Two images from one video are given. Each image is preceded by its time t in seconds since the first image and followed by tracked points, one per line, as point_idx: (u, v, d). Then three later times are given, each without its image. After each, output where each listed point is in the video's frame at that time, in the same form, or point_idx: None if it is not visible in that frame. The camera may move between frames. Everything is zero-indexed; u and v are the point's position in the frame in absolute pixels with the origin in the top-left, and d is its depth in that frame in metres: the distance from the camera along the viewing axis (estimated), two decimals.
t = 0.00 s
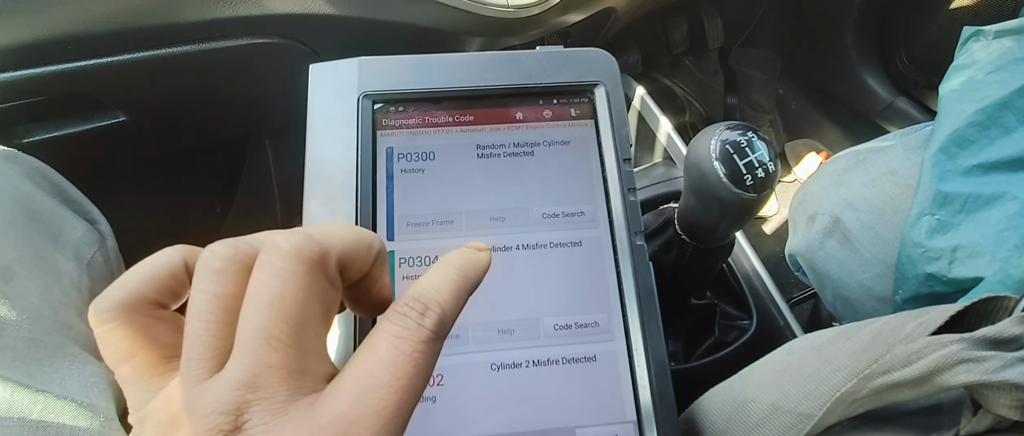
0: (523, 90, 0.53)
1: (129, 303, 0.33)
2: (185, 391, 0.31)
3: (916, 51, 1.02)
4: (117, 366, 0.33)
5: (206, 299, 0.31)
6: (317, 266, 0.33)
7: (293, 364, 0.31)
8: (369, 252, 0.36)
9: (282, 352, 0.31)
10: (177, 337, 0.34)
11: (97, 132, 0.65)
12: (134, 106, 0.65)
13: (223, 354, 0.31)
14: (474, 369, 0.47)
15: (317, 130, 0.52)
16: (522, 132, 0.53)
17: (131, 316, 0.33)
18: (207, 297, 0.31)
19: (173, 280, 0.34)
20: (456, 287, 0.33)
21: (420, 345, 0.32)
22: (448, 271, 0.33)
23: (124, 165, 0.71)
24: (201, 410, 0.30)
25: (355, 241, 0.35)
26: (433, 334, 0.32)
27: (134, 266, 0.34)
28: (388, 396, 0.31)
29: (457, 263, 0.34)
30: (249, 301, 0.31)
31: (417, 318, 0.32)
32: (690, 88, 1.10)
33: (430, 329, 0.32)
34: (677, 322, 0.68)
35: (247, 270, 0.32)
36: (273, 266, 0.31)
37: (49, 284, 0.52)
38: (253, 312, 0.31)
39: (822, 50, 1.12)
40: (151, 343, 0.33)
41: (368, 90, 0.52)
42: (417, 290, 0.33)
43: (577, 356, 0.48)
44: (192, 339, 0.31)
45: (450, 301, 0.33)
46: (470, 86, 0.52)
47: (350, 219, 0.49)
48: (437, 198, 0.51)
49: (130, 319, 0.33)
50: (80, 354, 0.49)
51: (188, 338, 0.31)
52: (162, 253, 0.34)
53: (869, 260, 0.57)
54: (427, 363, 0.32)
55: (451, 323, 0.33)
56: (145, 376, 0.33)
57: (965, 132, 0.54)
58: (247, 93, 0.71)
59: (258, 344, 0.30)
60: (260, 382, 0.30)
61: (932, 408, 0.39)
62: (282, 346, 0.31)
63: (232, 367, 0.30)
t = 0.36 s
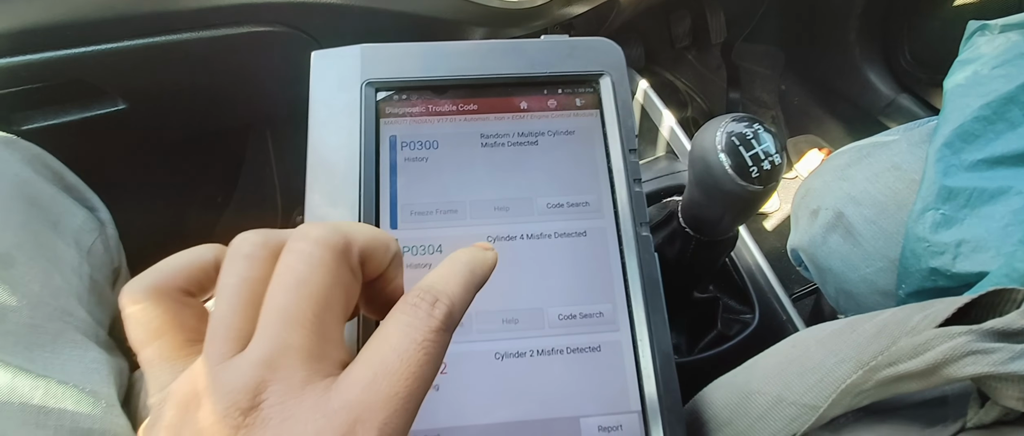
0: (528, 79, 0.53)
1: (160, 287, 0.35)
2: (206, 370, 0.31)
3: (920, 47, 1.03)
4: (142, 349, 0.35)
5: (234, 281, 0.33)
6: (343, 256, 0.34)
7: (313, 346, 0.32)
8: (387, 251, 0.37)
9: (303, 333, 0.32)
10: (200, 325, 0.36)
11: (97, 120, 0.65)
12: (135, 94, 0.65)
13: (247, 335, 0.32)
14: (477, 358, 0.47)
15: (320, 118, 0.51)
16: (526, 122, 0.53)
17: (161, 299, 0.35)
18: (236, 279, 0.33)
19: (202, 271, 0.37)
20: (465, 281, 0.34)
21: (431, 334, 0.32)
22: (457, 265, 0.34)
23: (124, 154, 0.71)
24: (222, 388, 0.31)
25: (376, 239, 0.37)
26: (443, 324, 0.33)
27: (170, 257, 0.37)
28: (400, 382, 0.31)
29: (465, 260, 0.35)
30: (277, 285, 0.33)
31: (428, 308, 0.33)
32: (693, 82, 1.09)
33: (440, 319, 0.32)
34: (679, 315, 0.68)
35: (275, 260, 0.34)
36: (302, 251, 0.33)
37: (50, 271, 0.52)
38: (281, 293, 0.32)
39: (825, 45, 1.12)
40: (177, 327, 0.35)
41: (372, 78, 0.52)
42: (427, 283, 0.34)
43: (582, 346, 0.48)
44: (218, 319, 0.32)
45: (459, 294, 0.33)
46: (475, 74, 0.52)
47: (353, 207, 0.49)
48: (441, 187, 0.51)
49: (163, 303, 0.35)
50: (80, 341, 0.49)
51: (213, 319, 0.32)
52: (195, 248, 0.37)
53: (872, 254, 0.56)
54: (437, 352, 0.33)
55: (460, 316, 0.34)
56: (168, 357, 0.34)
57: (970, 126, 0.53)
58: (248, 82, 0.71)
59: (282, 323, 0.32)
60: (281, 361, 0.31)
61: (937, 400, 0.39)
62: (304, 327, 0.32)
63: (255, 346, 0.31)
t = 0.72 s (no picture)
0: (537, 76, 0.53)
1: (201, 266, 0.36)
2: (238, 348, 0.32)
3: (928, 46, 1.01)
4: (173, 326, 0.35)
5: (276, 259, 0.34)
6: (378, 244, 0.35)
7: (345, 327, 0.32)
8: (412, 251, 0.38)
9: (336, 314, 0.32)
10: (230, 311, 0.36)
11: (110, 117, 0.66)
12: (148, 91, 0.66)
13: (279, 317, 0.33)
14: (485, 353, 0.48)
15: (331, 114, 0.52)
16: (535, 119, 0.53)
17: (200, 279, 0.35)
18: (278, 258, 0.34)
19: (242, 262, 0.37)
20: (487, 273, 0.34)
21: (454, 325, 0.32)
22: (480, 257, 0.34)
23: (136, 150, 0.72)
24: (254, 365, 0.31)
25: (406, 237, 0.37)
26: (467, 316, 0.33)
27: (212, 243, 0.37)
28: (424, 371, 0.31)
29: (488, 251, 0.35)
30: (314, 265, 0.33)
31: (452, 299, 0.33)
32: (699, 83, 1.09)
33: (464, 311, 0.33)
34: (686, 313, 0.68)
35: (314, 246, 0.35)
36: (341, 235, 0.34)
37: (66, 265, 0.52)
38: (318, 275, 0.33)
39: (833, 44, 1.12)
40: (211, 308, 0.35)
41: (383, 75, 0.52)
42: (451, 274, 0.34)
43: (589, 342, 0.49)
44: (255, 298, 0.33)
45: (482, 286, 0.34)
46: (485, 71, 0.53)
47: (364, 202, 0.49)
48: (450, 185, 0.51)
49: (198, 283, 0.35)
50: (94, 334, 0.50)
51: (250, 300, 0.33)
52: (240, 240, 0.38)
53: (878, 253, 0.56)
54: (460, 343, 0.33)
55: (482, 308, 0.34)
56: (196, 338, 0.34)
57: (978, 125, 0.54)
58: (258, 79, 0.71)
59: (316, 302, 0.32)
60: (312, 341, 0.32)
61: (943, 397, 0.39)
62: (336, 307, 0.33)
63: (289, 326, 0.32)
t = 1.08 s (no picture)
0: (534, 78, 0.53)
1: (201, 258, 0.33)
2: (240, 343, 0.31)
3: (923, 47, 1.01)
4: (172, 318, 0.33)
5: (274, 256, 0.32)
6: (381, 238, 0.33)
7: (348, 326, 0.31)
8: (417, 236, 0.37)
9: (339, 312, 0.31)
10: (229, 302, 0.34)
11: (103, 118, 0.66)
12: (141, 92, 0.65)
13: (282, 315, 0.32)
14: (481, 356, 0.47)
15: (326, 115, 0.52)
16: (531, 121, 0.53)
17: (200, 273, 0.33)
18: (276, 254, 0.32)
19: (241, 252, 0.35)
20: (505, 275, 0.33)
21: (469, 330, 0.32)
22: (499, 258, 0.33)
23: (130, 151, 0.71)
24: (257, 364, 0.30)
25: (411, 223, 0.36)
26: (483, 320, 0.32)
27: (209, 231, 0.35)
28: (432, 377, 0.31)
29: (507, 249, 0.34)
30: (315, 261, 0.32)
31: (469, 303, 0.32)
32: (696, 84, 1.09)
33: (480, 316, 0.32)
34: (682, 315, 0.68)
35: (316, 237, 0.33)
36: (342, 231, 0.32)
37: (57, 267, 0.52)
38: (320, 273, 0.31)
39: (830, 46, 1.12)
40: (211, 302, 0.33)
41: (378, 76, 0.52)
42: (469, 274, 0.33)
43: (585, 344, 0.48)
44: (255, 294, 0.32)
45: (500, 290, 0.33)
46: (481, 73, 0.52)
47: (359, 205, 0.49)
48: (447, 187, 0.51)
49: (199, 277, 0.33)
50: (86, 337, 0.50)
51: (252, 296, 0.32)
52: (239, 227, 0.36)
53: (872, 254, 0.56)
54: (472, 347, 0.32)
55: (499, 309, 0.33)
56: (199, 330, 0.33)
57: (973, 127, 0.54)
58: (254, 81, 0.71)
59: (321, 300, 0.31)
60: (319, 338, 0.31)
61: (940, 400, 0.39)
62: (342, 306, 0.31)
63: (291, 324, 0.31)
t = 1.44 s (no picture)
0: (534, 77, 0.53)
1: (164, 277, 0.36)
2: (202, 360, 0.32)
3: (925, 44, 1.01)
4: (142, 338, 0.35)
5: (232, 272, 0.34)
6: (336, 246, 0.36)
7: (308, 334, 0.33)
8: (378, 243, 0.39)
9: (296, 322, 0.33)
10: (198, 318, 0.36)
11: (105, 119, 0.66)
12: (141, 92, 0.65)
13: (242, 327, 0.33)
14: (483, 355, 0.47)
15: (326, 115, 0.51)
16: (532, 119, 0.53)
17: (165, 291, 0.35)
18: (235, 270, 0.34)
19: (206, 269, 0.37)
20: (466, 270, 0.33)
21: (427, 328, 0.32)
22: (459, 252, 0.33)
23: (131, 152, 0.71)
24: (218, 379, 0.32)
25: (369, 232, 0.38)
26: (441, 318, 0.32)
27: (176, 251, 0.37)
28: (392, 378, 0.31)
29: (470, 243, 0.33)
30: (271, 274, 0.34)
31: (426, 301, 0.32)
32: (697, 82, 1.09)
33: (437, 314, 0.32)
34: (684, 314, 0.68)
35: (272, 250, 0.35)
36: (296, 241, 0.34)
37: (59, 268, 0.52)
38: (276, 284, 0.33)
39: (831, 43, 1.12)
40: (179, 319, 0.35)
41: (378, 76, 0.52)
42: (428, 271, 0.33)
43: (587, 343, 0.48)
44: (216, 309, 0.33)
45: (459, 286, 0.32)
46: (481, 72, 0.52)
47: (359, 205, 0.49)
48: (448, 187, 0.51)
49: (165, 295, 0.35)
50: (89, 338, 0.50)
51: (212, 312, 0.33)
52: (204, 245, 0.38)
53: (874, 252, 0.56)
54: (433, 345, 0.32)
55: (460, 305, 0.33)
56: (166, 349, 0.35)
57: (975, 123, 0.53)
58: (255, 80, 0.71)
59: (277, 312, 0.33)
60: (276, 349, 0.32)
61: (942, 398, 0.39)
62: (297, 316, 0.33)
63: (251, 336, 0.32)
